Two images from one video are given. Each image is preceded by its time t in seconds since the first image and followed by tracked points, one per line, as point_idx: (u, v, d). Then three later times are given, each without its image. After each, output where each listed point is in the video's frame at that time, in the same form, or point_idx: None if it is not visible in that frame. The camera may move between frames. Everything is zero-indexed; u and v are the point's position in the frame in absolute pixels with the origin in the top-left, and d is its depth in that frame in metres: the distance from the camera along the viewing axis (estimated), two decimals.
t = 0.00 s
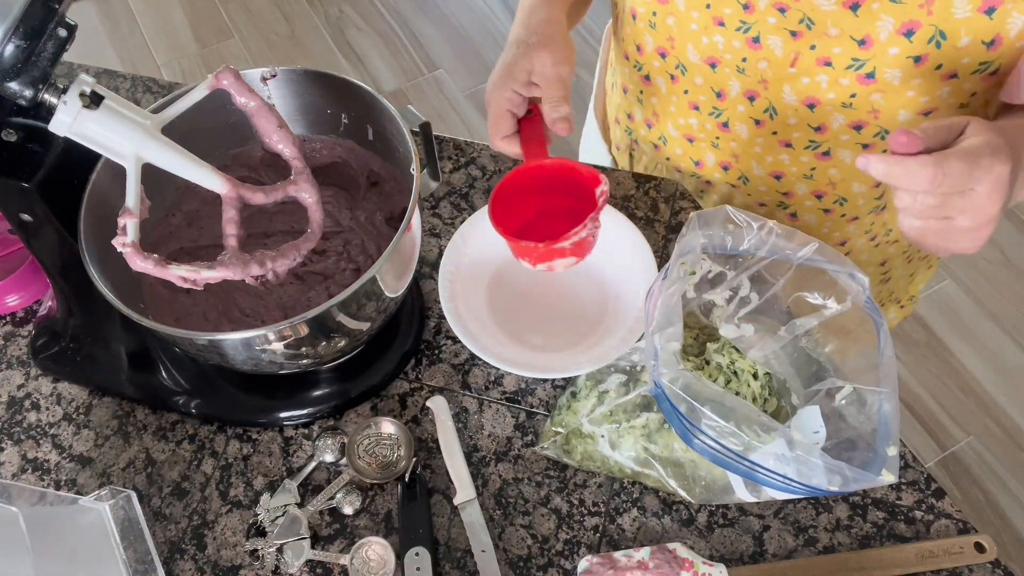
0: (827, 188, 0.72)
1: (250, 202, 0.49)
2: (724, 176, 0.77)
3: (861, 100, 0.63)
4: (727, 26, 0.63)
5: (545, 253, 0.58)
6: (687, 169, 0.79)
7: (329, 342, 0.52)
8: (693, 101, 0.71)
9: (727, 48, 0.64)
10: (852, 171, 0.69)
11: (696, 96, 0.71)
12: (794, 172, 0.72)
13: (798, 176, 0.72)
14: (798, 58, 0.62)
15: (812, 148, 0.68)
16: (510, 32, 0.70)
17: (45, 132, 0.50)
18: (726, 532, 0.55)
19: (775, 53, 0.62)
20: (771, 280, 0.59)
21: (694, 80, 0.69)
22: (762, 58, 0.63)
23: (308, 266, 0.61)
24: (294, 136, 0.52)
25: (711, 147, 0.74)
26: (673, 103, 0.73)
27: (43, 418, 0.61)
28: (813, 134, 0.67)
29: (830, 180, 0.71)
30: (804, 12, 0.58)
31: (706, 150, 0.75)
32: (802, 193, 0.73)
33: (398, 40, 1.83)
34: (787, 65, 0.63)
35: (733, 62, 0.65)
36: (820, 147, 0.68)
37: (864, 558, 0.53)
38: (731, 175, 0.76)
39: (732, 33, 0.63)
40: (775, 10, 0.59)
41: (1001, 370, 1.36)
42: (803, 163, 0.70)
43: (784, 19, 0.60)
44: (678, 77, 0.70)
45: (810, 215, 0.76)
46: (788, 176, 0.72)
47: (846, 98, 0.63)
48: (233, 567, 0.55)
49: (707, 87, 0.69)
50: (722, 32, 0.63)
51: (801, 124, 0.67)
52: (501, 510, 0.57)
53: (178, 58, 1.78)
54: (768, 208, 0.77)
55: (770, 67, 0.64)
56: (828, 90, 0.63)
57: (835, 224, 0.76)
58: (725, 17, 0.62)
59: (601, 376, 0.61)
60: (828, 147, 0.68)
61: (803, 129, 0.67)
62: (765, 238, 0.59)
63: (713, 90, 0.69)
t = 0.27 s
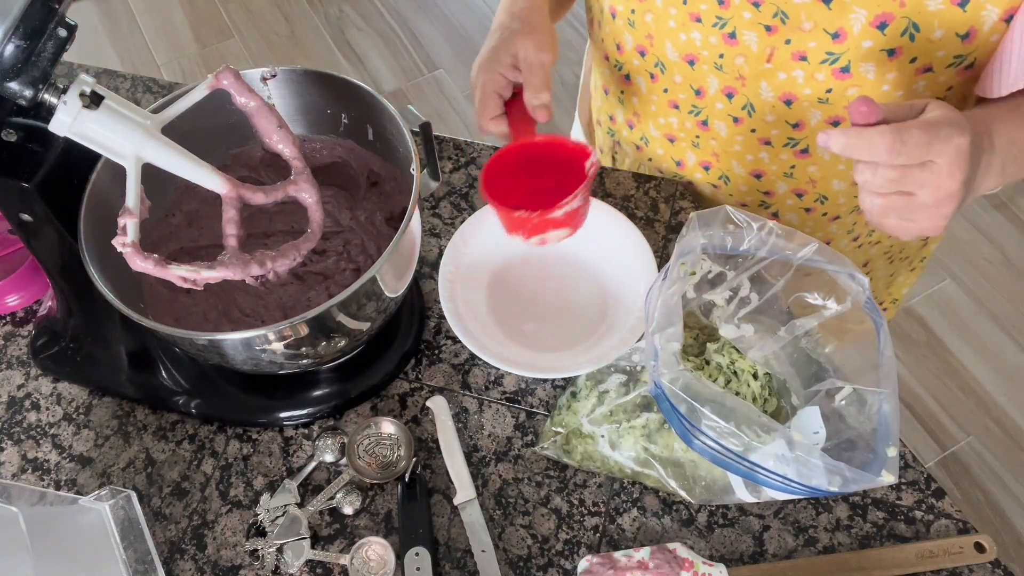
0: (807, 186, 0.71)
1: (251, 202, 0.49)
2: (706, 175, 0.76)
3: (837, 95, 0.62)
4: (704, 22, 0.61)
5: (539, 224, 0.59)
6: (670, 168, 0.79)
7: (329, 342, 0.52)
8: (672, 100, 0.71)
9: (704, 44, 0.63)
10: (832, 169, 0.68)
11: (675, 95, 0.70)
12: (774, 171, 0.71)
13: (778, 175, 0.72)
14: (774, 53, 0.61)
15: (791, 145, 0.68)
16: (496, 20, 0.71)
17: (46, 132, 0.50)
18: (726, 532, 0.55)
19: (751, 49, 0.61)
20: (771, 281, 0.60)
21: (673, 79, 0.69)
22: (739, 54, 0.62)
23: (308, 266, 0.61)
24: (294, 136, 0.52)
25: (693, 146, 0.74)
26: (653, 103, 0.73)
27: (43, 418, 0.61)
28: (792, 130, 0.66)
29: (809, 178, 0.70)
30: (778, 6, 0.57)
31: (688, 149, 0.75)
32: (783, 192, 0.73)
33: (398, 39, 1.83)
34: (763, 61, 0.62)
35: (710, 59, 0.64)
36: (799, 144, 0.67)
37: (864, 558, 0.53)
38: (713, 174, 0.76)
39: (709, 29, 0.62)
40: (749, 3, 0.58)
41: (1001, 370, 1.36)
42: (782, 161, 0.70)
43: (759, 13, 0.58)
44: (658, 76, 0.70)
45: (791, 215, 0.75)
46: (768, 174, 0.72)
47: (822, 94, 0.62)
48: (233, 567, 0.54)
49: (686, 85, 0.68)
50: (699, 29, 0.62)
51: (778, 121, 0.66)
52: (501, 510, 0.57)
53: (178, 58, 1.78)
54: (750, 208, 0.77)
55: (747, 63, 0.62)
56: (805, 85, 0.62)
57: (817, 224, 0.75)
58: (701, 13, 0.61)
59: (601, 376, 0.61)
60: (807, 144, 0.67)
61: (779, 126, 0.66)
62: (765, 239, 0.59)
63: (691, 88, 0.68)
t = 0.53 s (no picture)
0: (793, 180, 0.71)
1: (250, 202, 0.49)
2: (692, 172, 0.74)
3: (820, 90, 0.61)
4: (685, 20, 0.60)
5: None
6: (653, 167, 0.77)
7: (329, 342, 0.52)
8: (656, 99, 0.69)
9: (686, 43, 0.62)
10: (817, 163, 0.68)
11: (659, 94, 0.68)
12: (759, 167, 0.70)
13: (763, 171, 0.71)
14: (756, 50, 0.60)
15: (775, 141, 0.67)
16: None
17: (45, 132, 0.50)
18: (726, 532, 0.55)
19: (734, 45, 0.60)
20: (771, 281, 0.60)
21: (655, 78, 0.67)
22: (721, 52, 0.61)
23: (308, 266, 0.61)
24: (294, 136, 0.52)
25: (677, 145, 0.73)
26: (636, 103, 0.71)
27: (43, 418, 0.61)
28: (776, 127, 0.66)
29: (794, 172, 0.70)
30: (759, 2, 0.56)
31: (673, 147, 0.73)
32: (768, 186, 0.72)
33: (398, 39, 1.83)
34: (745, 57, 0.61)
35: (693, 57, 0.63)
36: (783, 140, 0.67)
37: (864, 558, 0.53)
38: (699, 171, 0.74)
39: (691, 27, 0.61)
40: None
41: (1001, 370, 1.36)
42: (766, 157, 0.69)
43: (740, 10, 0.58)
44: (639, 75, 0.68)
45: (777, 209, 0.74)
46: (753, 171, 0.71)
47: (806, 89, 0.61)
48: (233, 567, 0.55)
49: (669, 85, 0.67)
50: (680, 27, 0.61)
51: (763, 118, 0.65)
52: (501, 510, 0.57)
53: (178, 58, 1.78)
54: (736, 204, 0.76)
55: (730, 61, 0.62)
56: (788, 80, 0.61)
57: (802, 218, 0.75)
58: (682, 12, 0.60)
59: (601, 376, 0.61)
60: (792, 140, 0.66)
61: (765, 122, 0.65)
62: (765, 239, 0.59)
63: (675, 86, 0.66)
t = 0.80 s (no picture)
0: (755, 160, 0.70)
1: (250, 202, 0.49)
2: (658, 158, 0.74)
3: (773, 73, 0.61)
4: (635, 13, 0.60)
5: None
6: (618, 158, 0.77)
7: (329, 342, 0.52)
8: (614, 91, 0.69)
9: (638, 34, 0.62)
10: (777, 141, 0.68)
11: (616, 86, 0.68)
12: (720, 151, 0.70)
13: (725, 154, 0.70)
14: (707, 39, 0.60)
15: (734, 124, 0.67)
16: None
17: (46, 132, 0.50)
18: (726, 532, 0.55)
19: (685, 35, 0.60)
20: (771, 281, 0.60)
21: (612, 71, 0.67)
22: (673, 42, 0.61)
23: (308, 266, 0.61)
24: (294, 136, 0.52)
25: (639, 135, 0.72)
26: (595, 95, 0.71)
27: (43, 418, 0.61)
28: (734, 111, 0.66)
29: (756, 153, 0.70)
30: None
31: (635, 137, 0.73)
32: (731, 169, 0.72)
33: (398, 39, 1.83)
34: (697, 46, 0.61)
35: (647, 48, 0.63)
36: (741, 123, 0.67)
37: (864, 558, 0.53)
38: (663, 159, 0.74)
39: (642, 19, 0.61)
40: None
41: (1001, 370, 1.36)
42: (727, 141, 0.69)
43: None
44: (596, 69, 0.68)
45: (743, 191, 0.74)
46: (715, 155, 0.71)
47: (759, 71, 0.62)
48: (233, 567, 0.54)
49: (625, 76, 0.67)
50: (632, 20, 0.61)
51: (719, 103, 0.65)
52: (501, 510, 0.57)
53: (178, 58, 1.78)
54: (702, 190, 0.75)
55: (683, 50, 0.62)
56: (740, 66, 0.61)
57: (767, 197, 0.74)
58: (631, 5, 0.60)
59: (601, 376, 0.61)
60: (749, 122, 0.66)
61: (722, 107, 0.65)
62: (765, 239, 0.59)
63: (631, 78, 0.67)
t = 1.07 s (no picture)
0: (726, 142, 0.71)
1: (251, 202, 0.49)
2: (629, 149, 0.75)
3: (738, 58, 0.62)
4: (600, 7, 0.61)
5: None
6: (591, 147, 0.77)
7: (329, 342, 0.52)
8: (584, 84, 0.69)
9: (603, 29, 0.62)
10: (745, 121, 0.68)
11: (585, 78, 0.68)
12: (691, 136, 0.70)
13: (696, 138, 0.70)
14: (672, 29, 0.60)
15: (703, 109, 0.67)
16: None
17: (46, 132, 0.50)
18: (726, 532, 0.55)
19: (649, 26, 0.60)
20: (771, 281, 0.60)
21: (581, 65, 0.67)
22: (639, 34, 0.61)
23: (308, 266, 0.61)
24: (294, 136, 0.52)
25: (611, 125, 0.73)
26: (565, 88, 0.71)
27: (43, 418, 0.61)
28: (701, 96, 0.66)
29: (726, 134, 0.70)
30: None
31: (606, 127, 0.73)
32: (703, 152, 0.72)
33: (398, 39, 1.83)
34: (662, 36, 0.61)
35: (613, 41, 0.63)
36: (710, 108, 0.67)
37: (864, 558, 0.53)
38: (635, 148, 0.74)
39: (607, 14, 0.61)
40: None
41: (1001, 370, 1.36)
42: (697, 125, 0.69)
43: None
44: (565, 63, 0.68)
45: (715, 170, 0.74)
46: (686, 140, 0.71)
47: (724, 57, 0.62)
48: (233, 567, 0.55)
49: (594, 69, 0.67)
50: (597, 15, 0.61)
51: (687, 89, 0.65)
52: (501, 510, 0.57)
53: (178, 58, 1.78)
54: (675, 174, 0.76)
55: (649, 41, 0.62)
56: (706, 53, 0.62)
57: (738, 173, 0.75)
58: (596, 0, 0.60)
59: (601, 376, 0.61)
60: (717, 106, 0.67)
61: (690, 93, 0.65)
62: (765, 239, 0.59)
63: (599, 71, 0.67)
